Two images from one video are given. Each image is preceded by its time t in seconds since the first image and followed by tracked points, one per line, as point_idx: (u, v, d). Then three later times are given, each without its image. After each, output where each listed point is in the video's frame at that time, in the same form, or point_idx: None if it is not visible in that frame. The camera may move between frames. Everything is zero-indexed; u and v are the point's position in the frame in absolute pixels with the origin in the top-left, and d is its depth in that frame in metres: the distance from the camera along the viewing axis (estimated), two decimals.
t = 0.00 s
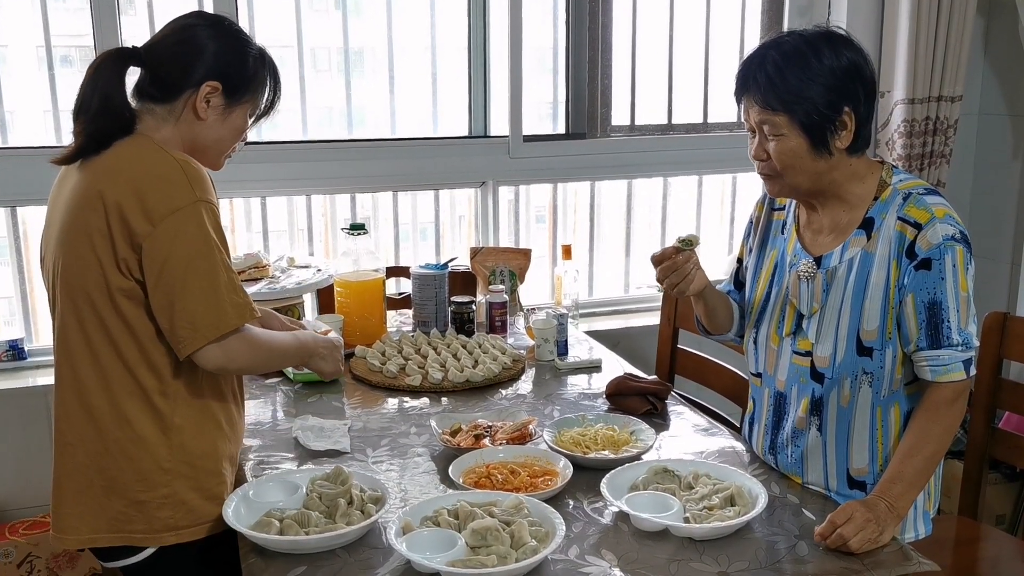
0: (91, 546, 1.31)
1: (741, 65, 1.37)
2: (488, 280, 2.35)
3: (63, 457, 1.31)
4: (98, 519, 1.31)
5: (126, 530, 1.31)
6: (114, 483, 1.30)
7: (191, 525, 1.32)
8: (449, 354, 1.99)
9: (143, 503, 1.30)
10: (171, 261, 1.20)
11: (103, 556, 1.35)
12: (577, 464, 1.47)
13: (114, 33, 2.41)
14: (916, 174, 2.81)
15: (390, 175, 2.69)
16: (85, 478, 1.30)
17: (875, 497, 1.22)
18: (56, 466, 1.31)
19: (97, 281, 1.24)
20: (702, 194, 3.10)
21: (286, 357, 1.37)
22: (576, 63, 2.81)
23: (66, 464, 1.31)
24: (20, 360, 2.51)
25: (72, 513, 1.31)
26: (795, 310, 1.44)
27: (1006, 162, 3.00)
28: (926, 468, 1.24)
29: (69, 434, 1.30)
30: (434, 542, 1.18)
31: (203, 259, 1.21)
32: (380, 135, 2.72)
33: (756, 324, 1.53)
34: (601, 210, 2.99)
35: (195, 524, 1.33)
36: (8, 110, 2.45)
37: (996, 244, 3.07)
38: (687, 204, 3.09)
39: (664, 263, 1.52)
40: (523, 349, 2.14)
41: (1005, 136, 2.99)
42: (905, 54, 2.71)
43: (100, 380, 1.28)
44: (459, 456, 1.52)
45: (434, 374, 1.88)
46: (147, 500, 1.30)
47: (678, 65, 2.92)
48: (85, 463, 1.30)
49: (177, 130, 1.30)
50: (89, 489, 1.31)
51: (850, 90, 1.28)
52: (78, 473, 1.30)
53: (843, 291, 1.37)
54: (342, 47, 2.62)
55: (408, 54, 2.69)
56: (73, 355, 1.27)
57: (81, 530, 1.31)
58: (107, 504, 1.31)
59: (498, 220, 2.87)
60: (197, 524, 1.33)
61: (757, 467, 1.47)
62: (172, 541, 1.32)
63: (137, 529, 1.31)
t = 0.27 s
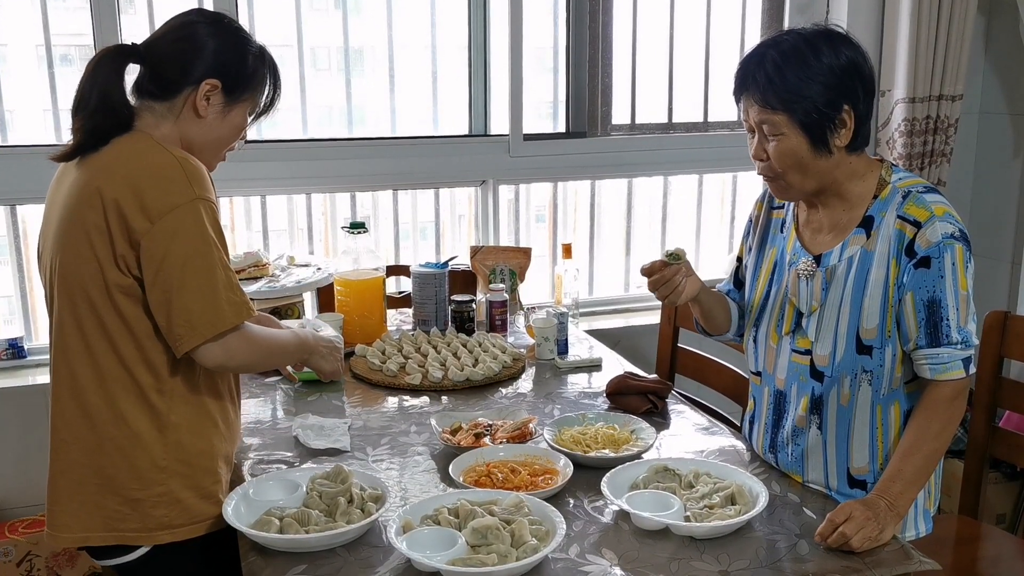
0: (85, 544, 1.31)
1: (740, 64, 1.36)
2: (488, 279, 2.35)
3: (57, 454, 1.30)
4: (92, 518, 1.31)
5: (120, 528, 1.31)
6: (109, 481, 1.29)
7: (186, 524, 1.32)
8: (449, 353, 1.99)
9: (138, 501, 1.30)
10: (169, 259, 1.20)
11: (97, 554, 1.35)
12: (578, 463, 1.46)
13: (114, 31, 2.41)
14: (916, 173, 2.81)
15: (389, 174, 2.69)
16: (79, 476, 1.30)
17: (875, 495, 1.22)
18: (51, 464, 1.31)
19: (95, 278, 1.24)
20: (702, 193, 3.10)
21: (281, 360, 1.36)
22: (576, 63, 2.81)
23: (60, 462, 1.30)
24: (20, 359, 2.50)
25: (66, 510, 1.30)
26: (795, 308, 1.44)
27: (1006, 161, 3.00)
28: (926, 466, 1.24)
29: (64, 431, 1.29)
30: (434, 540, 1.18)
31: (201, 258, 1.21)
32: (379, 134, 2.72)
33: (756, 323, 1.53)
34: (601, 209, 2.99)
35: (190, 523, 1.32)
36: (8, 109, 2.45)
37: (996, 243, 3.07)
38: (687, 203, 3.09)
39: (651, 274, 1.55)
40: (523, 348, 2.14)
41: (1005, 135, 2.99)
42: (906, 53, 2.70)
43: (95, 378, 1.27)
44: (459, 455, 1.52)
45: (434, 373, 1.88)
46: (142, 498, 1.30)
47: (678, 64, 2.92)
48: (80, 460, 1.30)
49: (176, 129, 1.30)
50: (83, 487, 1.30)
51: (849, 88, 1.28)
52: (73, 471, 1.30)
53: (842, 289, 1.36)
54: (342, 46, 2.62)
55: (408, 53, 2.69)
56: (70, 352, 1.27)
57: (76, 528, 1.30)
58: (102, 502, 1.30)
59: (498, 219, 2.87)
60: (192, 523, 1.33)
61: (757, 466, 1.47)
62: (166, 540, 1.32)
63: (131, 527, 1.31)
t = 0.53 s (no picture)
0: (82, 544, 1.31)
1: (735, 67, 1.36)
2: (487, 279, 2.35)
3: (54, 454, 1.30)
4: (89, 517, 1.30)
5: (117, 528, 1.31)
6: (106, 481, 1.29)
7: (183, 525, 1.32)
8: (448, 353, 1.99)
9: (134, 502, 1.30)
10: (167, 262, 1.20)
11: (93, 554, 1.34)
12: (576, 464, 1.46)
13: (113, 30, 2.40)
14: (915, 173, 2.81)
15: (388, 173, 2.68)
16: (76, 476, 1.30)
17: (873, 496, 1.22)
18: (48, 463, 1.31)
19: (93, 279, 1.24)
20: (701, 193, 3.10)
21: (279, 364, 1.36)
22: (576, 63, 2.81)
23: (57, 462, 1.30)
24: (18, 359, 2.50)
25: (63, 510, 1.30)
26: (792, 309, 1.44)
27: (1005, 161, 3.00)
28: (924, 467, 1.24)
29: (61, 431, 1.29)
30: (432, 541, 1.18)
31: (199, 261, 1.21)
32: (378, 134, 2.71)
33: (753, 323, 1.53)
34: (600, 209, 2.98)
35: (186, 523, 1.32)
36: (7, 109, 2.44)
37: (995, 243, 3.07)
38: (686, 203, 3.09)
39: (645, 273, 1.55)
40: (522, 348, 2.14)
41: (1004, 135, 2.99)
42: (905, 53, 2.70)
43: (92, 379, 1.27)
44: (457, 455, 1.52)
45: (433, 373, 1.88)
46: (139, 498, 1.30)
47: (677, 64, 2.91)
48: (77, 460, 1.30)
49: (176, 131, 1.30)
50: (80, 487, 1.30)
51: (844, 89, 1.28)
52: (69, 470, 1.30)
53: (839, 290, 1.36)
54: (341, 46, 2.62)
55: (407, 52, 2.68)
56: (67, 352, 1.27)
57: (71, 528, 1.30)
58: (98, 502, 1.30)
59: (497, 219, 2.87)
60: (189, 523, 1.33)
61: (756, 467, 1.47)
62: (162, 540, 1.32)
63: (128, 527, 1.31)
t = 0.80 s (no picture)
0: (79, 542, 1.31)
1: (722, 80, 1.36)
2: (486, 279, 2.35)
3: (53, 452, 1.30)
4: (86, 515, 1.31)
5: (114, 527, 1.31)
6: (104, 479, 1.30)
7: (180, 524, 1.32)
8: (447, 353, 1.99)
9: (132, 501, 1.30)
10: (165, 262, 1.20)
11: (91, 552, 1.35)
12: (574, 463, 1.47)
13: (113, 30, 2.40)
14: (914, 173, 2.81)
15: (387, 173, 2.68)
16: (74, 474, 1.30)
17: (871, 496, 1.22)
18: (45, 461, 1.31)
19: (91, 278, 1.24)
20: (700, 193, 3.10)
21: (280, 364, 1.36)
22: (575, 62, 2.81)
23: (55, 460, 1.30)
24: (17, 359, 2.50)
25: (61, 508, 1.30)
26: (790, 308, 1.44)
27: (1004, 161, 3.00)
28: (921, 466, 1.24)
29: (60, 429, 1.29)
30: (430, 540, 1.18)
31: (197, 261, 1.21)
32: (378, 133, 2.72)
33: (752, 322, 1.53)
34: (599, 209, 2.99)
35: (183, 523, 1.32)
36: (7, 108, 2.45)
37: (994, 243, 3.07)
38: (685, 203, 3.09)
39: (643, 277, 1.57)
40: (521, 348, 2.14)
41: (1003, 135, 2.99)
42: (903, 53, 2.70)
43: (91, 377, 1.27)
44: (456, 455, 1.52)
45: (432, 372, 1.88)
46: (136, 497, 1.30)
47: (676, 64, 2.92)
48: (75, 458, 1.30)
49: (177, 132, 1.30)
50: (77, 485, 1.30)
51: (833, 94, 1.27)
52: (67, 469, 1.30)
53: (838, 288, 1.37)
54: (341, 45, 2.62)
55: (406, 52, 2.69)
56: (66, 351, 1.27)
57: (69, 526, 1.30)
58: (96, 500, 1.30)
59: (496, 219, 2.87)
60: (186, 522, 1.33)
61: (754, 466, 1.47)
62: (159, 539, 1.32)
63: (125, 526, 1.31)
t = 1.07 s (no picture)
0: (77, 539, 1.31)
1: (719, 78, 1.35)
2: (484, 277, 2.35)
3: (51, 450, 1.30)
4: (85, 513, 1.30)
5: (112, 524, 1.31)
6: (102, 477, 1.30)
7: (178, 522, 1.32)
8: (445, 351, 1.99)
9: (130, 498, 1.30)
10: (164, 260, 1.20)
11: (89, 550, 1.34)
12: (572, 461, 1.47)
13: (111, 28, 2.40)
14: (912, 172, 2.81)
15: (386, 171, 2.68)
16: (73, 471, 1.30)
17: (869, 494, 1.22)
18: (44, 459, 1.31)
19: (90, 276, 1.24)
20: (699, 191, 3.10)
21: (280, 364, 1.36)
22: (573, 61, 2.81)
23: (53, 457, 1.30)
24: (16, 357, 2.50)
25: (59, 505, 1.30)
26: (788, 307, 1.44)
27: (1002, 159, 3.00)
28: (920, 464, 1.24)
29: (58, 426, 1.29)
30: (428, 538, 1.18)
31: (196, 259, 1.21)
32: (377, 131, 2.71)
33: (750, 321, 1.53)
34: (598, 207, 2.99)
35: (181, 520, 1.32)
36: (5, 107, 2.44)
37: (993, 241, 3.07)
38: (684, 201, 3.09)
39: (675, 256, 1.48)
40: (519, 346, 2.14)
41: (1002, 133, 2.99)
42: (902, 52, 2.70)
43: (89, 375, 1.27)
44: (454, 453, 1.52)
45: (430, 370, 1.88)
46: (134, 495, 1.30)
47: (675, 63, 2.92)
48: (74, 456, 1.30)
49: (177, 131, 1.30)
50: (76, 482, 1.30)
51: (828, 95, 1.27)
52: (66, 466, 1.30)
53: (836, 287, 1.37)
54: (339, 44, 2.62)
55: (405, 50, 2.69)
56: (64, 349, 1.27)
57: (67, 523, 1.30)
58: (94, 498, 1.30)
59: (495, 217, 2.87)
60: (185, 520, 1.33)
61: (752, 464, 1.47)
62: (158, 537, 1.32)
63: (124, 523, 1.31)
